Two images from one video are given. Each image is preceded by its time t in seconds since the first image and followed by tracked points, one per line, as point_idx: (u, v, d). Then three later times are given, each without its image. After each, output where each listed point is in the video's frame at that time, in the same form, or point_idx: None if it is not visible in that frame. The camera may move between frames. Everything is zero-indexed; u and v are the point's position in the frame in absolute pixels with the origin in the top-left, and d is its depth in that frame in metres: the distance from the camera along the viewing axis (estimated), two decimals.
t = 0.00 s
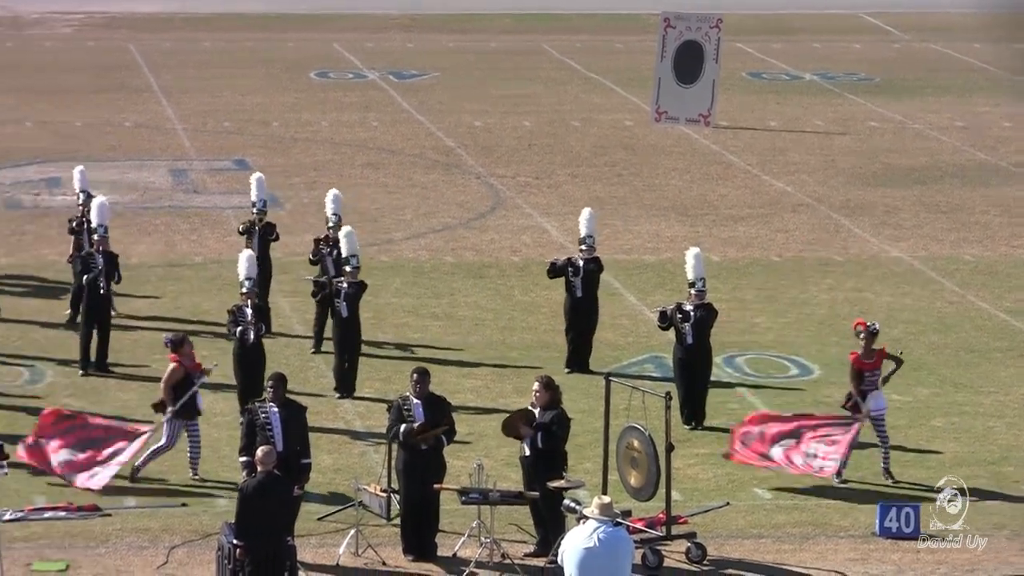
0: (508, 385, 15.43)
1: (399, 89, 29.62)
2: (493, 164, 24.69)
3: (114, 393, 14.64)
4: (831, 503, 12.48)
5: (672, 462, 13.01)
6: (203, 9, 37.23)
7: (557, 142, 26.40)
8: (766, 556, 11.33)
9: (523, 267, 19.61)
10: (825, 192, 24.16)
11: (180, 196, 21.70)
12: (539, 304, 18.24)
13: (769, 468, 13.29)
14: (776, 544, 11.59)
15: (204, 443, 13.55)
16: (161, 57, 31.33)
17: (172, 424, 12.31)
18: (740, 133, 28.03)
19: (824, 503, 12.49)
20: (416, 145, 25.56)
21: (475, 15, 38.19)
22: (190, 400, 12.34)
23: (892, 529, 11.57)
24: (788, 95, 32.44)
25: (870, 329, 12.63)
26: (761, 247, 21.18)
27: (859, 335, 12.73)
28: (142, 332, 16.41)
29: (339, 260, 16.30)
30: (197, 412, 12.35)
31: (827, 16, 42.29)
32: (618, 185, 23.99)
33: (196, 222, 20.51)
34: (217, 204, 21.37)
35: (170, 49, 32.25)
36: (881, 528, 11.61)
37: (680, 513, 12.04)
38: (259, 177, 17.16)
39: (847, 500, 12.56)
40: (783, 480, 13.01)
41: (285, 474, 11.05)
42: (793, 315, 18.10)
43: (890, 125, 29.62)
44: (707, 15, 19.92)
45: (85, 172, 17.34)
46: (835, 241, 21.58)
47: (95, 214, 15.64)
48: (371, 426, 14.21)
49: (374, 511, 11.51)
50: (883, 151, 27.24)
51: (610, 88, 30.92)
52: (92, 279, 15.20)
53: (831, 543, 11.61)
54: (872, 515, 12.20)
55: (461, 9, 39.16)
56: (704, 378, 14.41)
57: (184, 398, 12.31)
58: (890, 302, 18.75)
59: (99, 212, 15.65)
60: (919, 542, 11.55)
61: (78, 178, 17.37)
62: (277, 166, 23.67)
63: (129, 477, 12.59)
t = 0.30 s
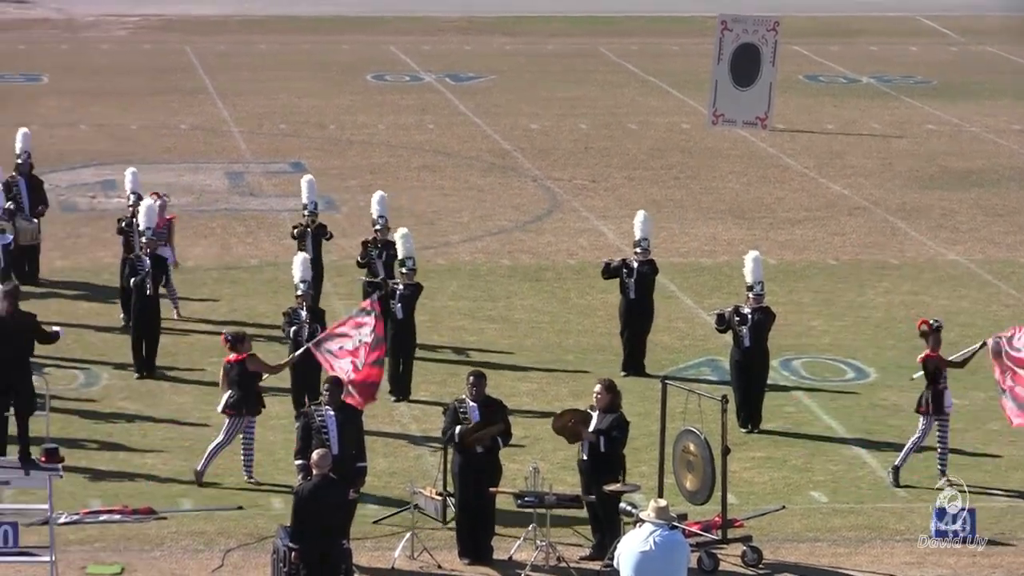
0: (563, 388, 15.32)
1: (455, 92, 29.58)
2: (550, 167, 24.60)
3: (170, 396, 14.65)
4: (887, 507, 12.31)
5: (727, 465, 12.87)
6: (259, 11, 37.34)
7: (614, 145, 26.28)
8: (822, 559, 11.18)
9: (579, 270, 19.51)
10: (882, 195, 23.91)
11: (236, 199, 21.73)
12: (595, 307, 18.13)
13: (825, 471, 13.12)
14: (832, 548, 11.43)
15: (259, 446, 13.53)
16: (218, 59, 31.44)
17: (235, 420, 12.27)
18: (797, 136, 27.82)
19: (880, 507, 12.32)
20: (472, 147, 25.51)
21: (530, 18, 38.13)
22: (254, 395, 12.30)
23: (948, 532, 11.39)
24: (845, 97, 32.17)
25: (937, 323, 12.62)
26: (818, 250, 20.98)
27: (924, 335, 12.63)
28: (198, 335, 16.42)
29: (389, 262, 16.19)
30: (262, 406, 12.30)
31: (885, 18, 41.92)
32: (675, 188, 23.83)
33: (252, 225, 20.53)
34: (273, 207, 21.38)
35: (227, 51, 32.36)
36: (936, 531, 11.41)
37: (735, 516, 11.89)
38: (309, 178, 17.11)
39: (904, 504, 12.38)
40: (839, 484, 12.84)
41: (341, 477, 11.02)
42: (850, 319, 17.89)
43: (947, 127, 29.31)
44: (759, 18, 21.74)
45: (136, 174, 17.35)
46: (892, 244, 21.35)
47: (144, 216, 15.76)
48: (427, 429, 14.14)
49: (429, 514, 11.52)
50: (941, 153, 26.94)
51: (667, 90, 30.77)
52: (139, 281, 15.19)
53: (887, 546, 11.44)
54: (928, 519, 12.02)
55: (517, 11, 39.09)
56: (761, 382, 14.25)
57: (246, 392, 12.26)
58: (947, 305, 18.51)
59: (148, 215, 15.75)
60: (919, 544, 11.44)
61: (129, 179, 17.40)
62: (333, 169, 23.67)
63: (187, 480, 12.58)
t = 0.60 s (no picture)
0: (627, 392, 15.23)
1: (519, 95, 29.51)
2: (614, 170, 24.49)
3: (233, 398, 14.67)
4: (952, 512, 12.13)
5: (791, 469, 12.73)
6: (323, 14, 37.43)
7: (678, 149, 26.14)
8: (886, 564, 11.03)
9: (644, 274, 19.40)
10: (948, 199, 23.63)
11: (299, 201, 21.77)
12: (659, 311, 18.01)
13: (890, 476, 12.95)
14: (896, 553, 11.28)
15: (322, 449, 13.52)
16: (282, 62, 31.54)
17: (294, 423, 12.26)
18: (862, 139, 27.57)
19: (945, 512, 12.14)
20: (536, 151, 25.44)
21: (593, 21, 38.00)
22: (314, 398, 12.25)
23: (1012, 538, 11.18)
24: (911, 102, 31.84)
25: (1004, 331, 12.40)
26: (882, 254, 20.75)
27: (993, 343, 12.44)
28: (262, 338, 16.45)
29: (451, 265, 16.10)
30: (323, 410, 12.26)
31: (953, 22, 41.47)
32: (740, 192, 23.66)
33: (316, 228, 20.56)
34: (337, 210, 21.41)
35: (290, 54, 32.45)
36: (1001, 538, 11.23)
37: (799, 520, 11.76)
38: (373, 182, 17.09)
39: (969, 509, 12.19)
40: (904, 489, 12.67)
41: (404, 480, 11.00)
42: (914, 323, 17.68)
43: (1015, 132, 28.94)
44: (823, 21, 20.72)
45: (198, 177, 17.40)
46: (958, 249, 21.08)
47: (206, 218, 15.82)
48: (490, 433, 14.08)
49: (492, 517, 11.43)
50: (1007, 158, 26.60)
51: (731, 94, 30.57)
52: (201, 284, 15.22)
53: (952, 552, 11.27)
54: (994, 525, 11.83)
55: (580, 15, 38.98)
56: (825, 386, 14.08)
57: (306, 394, 12.23)
58: (1014, 310, 18.25)
59: (210, 216, 15.81)
60: (920, 542, 11.44)
61: (191, 182, 17.47)
62: (396, 172, 23.67)
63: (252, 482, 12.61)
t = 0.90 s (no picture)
0: (717, 394, 15.07)
1: (609, 96, 29.38)
2: (704, 172, 24.31)
3: (322, 398, 14.68)
4: None
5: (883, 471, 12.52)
6: (412, 14, 37.49)
7: (768, 150, 25.90)
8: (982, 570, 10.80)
9: (734, 276, 19.22)
10: None
11: (389, 201, 21.79)
12: (750, 312, 17.83)
13: (983, 480, 12.71)
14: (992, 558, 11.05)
15: (411, 449, 13.49)
16: (372, 63, 31.63)
17: (366, 423, 12.29)
18: (956, 141, 27.18)
19: None
20: (626, 152, 25.30)
21: (682, 21, 37.79)
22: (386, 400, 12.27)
23: None
24: (1006, 104, 31.35)
25: None
26: (977, 257, 20.41)
27: None
28: (351, 338, 16.46)
29: (540, 266, 15.94)
30: (394, 412, 12.28)
31: None
32: (831, 194, 23.39)
33: (406, 228, 20.57)
34: (426, 210, 21.42)
35: (380, 55, 32.54)
36: None
37: (890, 524, 11.57)
38: (462, 183, 17.04)
39: None
40: (999, 493, 12.42)
41: (492, 482, 10.93)
42: (1010, 327, 17.36)
43: None
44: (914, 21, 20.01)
45: (286, 176, 17.44)
46: None
47: (297, 218, 15.88)
48: (579, 434, 13.99)
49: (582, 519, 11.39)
50: None
51: (822, 96, 30.26)
52: (290, 283, 15.26)
53: None
54: None
55: (671, 15, 38.76)
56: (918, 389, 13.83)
57: (378, 396, 12.27)
58: None
59: (301, 216, 15.87)
60: (915, 542, 11.29)
61: (279, 182, 17.53)
62: (486, 172, 23.64)
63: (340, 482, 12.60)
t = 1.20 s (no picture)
0: (823, 399, 14.93)
1: (715, 101, 29.22)
2: (810, 177, 24.11)
3: (426, 402, 14.72)
4: None
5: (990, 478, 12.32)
6: (516, 18, 37.54)
7: (874, 156, 25.63)
8: None
9: (839, 281, 19.03)
10: None
11: (495, 205, 21.86)
12: (856, 318, 17.65)
13: None
14: None
15: (515, 453, 13.49)
16: (478, 67, 31.74)
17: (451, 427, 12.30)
18: None
19: None
20: (731, 157, 25.15)
21: (788, 27, 37.49)
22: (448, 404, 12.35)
23: None
24: None
25: None
26: None
27: None
28: (456, 341, 16.51)
29: (645, 271, 15.86)
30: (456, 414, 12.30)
31: None
32: (939, 200, 23.08)
33: (511, 232, 20.61)
34: (530, 215, 21.45)
35: (486, 59, 32.64)
36: None
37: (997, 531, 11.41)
38: (566, 187, 17.03)
39: None
40: None
41: (598, 486, 10.90)
42: None
43: None
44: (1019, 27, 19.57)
45: (390, 180, 17.51)
46: None
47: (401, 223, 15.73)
48: (684, 440, 13.91)
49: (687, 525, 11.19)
50: None
51: (931, 101, 29.89)
52: (395, 287, 15.30)
53: None
54: None
55: (778, 20, 38.49)
56: None
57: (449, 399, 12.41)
58: None
59: (404, 220, 15.71)
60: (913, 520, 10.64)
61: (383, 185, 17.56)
62: (591, 177, 23.62)
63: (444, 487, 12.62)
